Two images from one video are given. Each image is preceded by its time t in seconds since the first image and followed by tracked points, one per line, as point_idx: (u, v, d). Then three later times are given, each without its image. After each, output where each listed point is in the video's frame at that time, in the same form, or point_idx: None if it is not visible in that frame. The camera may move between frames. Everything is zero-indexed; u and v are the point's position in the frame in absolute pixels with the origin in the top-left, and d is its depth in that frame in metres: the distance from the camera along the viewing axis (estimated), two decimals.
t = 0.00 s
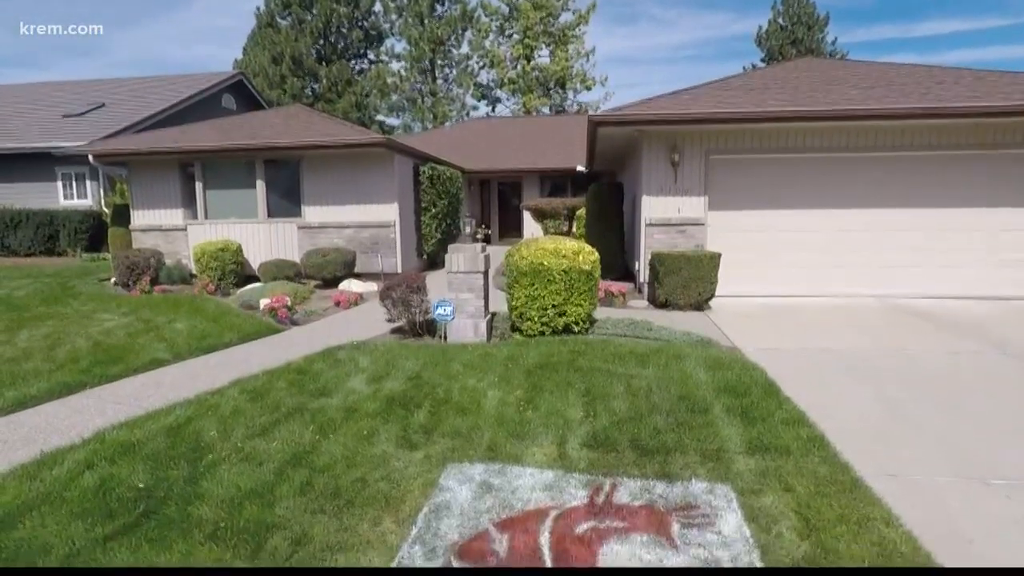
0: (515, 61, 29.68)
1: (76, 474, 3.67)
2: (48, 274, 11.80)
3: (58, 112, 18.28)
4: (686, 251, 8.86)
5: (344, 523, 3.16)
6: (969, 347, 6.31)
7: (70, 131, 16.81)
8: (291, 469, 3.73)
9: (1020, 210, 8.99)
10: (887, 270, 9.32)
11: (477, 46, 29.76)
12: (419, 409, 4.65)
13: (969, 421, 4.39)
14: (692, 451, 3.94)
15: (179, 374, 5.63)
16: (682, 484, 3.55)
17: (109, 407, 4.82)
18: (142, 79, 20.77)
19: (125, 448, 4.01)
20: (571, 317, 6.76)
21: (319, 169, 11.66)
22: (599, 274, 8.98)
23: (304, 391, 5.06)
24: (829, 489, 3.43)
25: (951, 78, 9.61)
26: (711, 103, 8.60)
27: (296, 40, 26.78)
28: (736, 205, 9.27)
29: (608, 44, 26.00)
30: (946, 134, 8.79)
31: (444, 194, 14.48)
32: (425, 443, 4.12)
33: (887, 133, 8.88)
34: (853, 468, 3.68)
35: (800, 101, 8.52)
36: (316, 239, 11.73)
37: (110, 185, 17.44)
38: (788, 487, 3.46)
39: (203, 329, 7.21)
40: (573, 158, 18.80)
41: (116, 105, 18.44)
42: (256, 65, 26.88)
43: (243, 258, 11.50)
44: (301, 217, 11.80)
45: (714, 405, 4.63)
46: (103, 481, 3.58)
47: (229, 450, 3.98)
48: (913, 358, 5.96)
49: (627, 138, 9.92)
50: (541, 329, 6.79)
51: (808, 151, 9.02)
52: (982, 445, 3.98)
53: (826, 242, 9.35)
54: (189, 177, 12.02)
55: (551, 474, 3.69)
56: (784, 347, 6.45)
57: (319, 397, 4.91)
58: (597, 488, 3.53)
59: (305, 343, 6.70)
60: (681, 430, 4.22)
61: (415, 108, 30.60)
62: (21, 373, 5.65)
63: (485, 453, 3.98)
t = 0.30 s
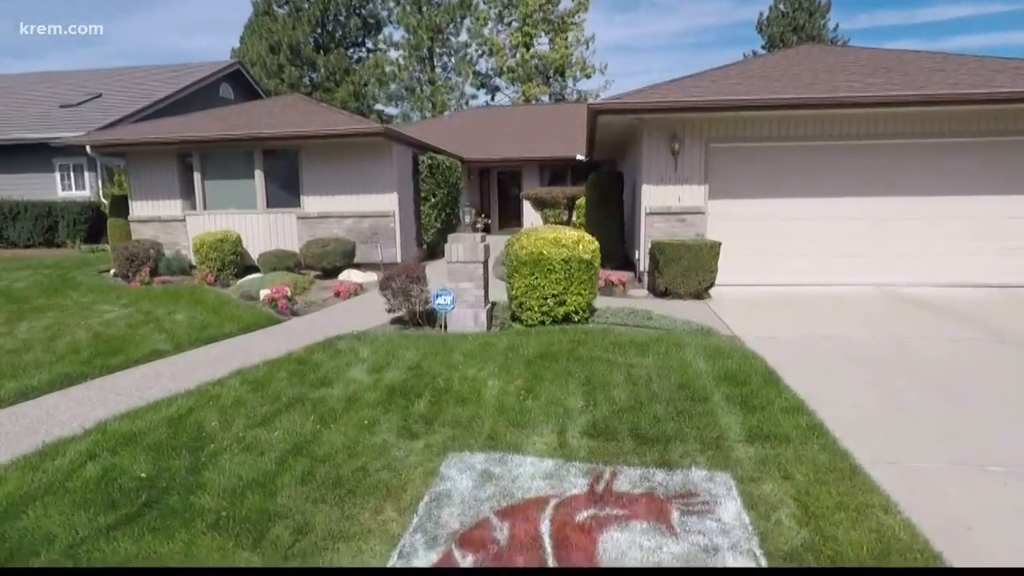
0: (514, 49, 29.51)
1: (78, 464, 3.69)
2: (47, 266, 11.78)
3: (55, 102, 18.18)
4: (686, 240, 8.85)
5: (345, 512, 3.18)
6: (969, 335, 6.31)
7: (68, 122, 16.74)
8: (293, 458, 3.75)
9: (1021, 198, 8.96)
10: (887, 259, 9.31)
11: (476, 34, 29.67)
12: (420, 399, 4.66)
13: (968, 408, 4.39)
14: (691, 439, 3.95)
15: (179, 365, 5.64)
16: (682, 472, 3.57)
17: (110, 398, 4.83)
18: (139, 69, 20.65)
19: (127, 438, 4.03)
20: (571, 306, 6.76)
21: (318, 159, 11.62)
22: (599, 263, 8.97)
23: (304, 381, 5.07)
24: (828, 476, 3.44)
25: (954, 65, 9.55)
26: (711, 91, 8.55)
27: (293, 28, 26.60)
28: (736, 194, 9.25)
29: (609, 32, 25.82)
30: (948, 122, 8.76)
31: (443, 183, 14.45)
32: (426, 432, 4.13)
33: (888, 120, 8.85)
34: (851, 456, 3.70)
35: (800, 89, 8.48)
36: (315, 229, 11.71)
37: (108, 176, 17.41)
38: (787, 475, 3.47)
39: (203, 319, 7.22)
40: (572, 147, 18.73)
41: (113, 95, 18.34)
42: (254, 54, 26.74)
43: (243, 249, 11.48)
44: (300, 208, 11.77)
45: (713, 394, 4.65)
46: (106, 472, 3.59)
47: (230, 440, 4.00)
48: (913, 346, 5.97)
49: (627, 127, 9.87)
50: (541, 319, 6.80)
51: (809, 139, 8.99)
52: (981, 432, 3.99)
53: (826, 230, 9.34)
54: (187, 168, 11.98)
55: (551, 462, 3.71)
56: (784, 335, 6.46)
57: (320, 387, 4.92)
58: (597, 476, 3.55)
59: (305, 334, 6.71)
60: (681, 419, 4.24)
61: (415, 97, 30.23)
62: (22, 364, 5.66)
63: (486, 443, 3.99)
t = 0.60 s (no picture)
0: (513, 36, 29.29)
1: (80, 454, 3.70)
2: (46, 257, 11.78)
3: (52, 92, 18.09)
4: (687, 228, 8.83)
5: (346, 501, 3.20)
6: (969, 323, 6.30)
7: (65, 112, 16.67)
8: (294, 448, 3.76)
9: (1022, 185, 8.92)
10: (887, 247, 9.30)
11: (475, 21, 29.71)
12: (420, 388, 4.68)
13: (967, 395, 4.41)
14: (690, 427, 3.97)
15: (180, 355, 5.65)
16: (682, 460, 3.58)
17: (111, 389, 4.85)
18: (136, 58, 20.51)
19: (129, 428, 4.05)
20: (571, 295, 6.76)
21: (316, 148, 11.58)
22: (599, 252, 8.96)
23: (305, 371, 5.08)
24: (828, 464, 3.45)
25: (957, 51, 9.46)
26: (711, 78, 8.49)
27: (290, 16, 26.39)
28: (736, 182, 9.22)
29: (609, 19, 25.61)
30: (949, 109, 8.70)
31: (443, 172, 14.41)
32: (426, 421, 4.15)
33: (889, 108, 8.79)
34: (850, 444, 3.71)
35: (801, 76, 8.42)
36: (315, 219, 11.69)
37: (106, 166, 17.37)
38: (786, 463, 3.48)
39: (203, 310, 7.22)
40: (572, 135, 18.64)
41: (110, 85, 18.24)
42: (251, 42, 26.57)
43: (243, 239, 11.47)
44: (299, 198, 11.74)
45: (713, 382, 4.66)
46: (108, 462, 3.61)
47: (232, 430, 4.01)
48: (912, 334, 5.97)
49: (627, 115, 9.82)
50: (541, 308, 6.80)
51: (809, 126, 8.94)
52: (981, 420, 4.00)
53: (826, 218, 9.32)
54: (186, 158, 11.94)
55: (551, 451, 3.72)
56: (783, 324, 6.47)
57: (320, 377, 4.94)
58: (597, 464, 3.56)
59: (305, 324, 6.72)
60: (681, 407, 4.25)
61: (413, 85, 30.29)
62: (22, 355, 5.67)
63: (486, 431, 4.00)
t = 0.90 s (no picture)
0: (512, 24, 29.08)
1: (83, 444, 3.72)
2: (45, 248, 11.77)
3: (48, 82, 17.99)
4: (687, 217, 8.81)
5: (348, 489, 3.21)
6: (968, 311, 6.31)
7: (61, 102, 16.59)
8: (295, 437, 3.78)
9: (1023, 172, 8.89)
10: (887, 234, 9.28)
11: (474, 8, 29.87)
12: (420, 377, 4.69)
13: (966, 383, 4.42)
14: (690, 415, 3.98)
15: (180, 346, 5.66)
16: (682, 448, 3.59)
17: (112, 379, 4.86)
18: (132, 47, 20.37)
19: (130, 419, 4.06)
20: (571, 285, 6.76)
21: (315, 138, 11.54)
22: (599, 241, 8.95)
23: (305, 361, 5.09)
24: (827, 452, 3.46)
25: (959, 37, 9.39)
26: (711, 65, 8.44)
27: (288, 4, 26.17)
28: (736, 170, 9.19)
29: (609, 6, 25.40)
30: (950, 96, 8.65)
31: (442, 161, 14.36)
32: (427, 410, 4.16)
33: (890, 95, 8.75)
34: (849, 431, 3.73)
35: (802, 63, 8.37)
36: (314, 209, 11.66)
37: (103, 156, 17.32)
38: (786, 450, 3.50)
39: (203, 300, 7.22)
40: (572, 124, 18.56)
41: (106, 74, 18.13)
42: (248, 31, 26.37)
43: (241, 229, 11.45)
44: (298, 187, 11.71)
45: (713, 370, 4.67)
46: (110, 452, 3.63)
47: (233, 420, 4.03)
48: (912, 321, 5.98)
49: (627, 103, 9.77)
50: (541, 297, 6.80)
51: (809, 114, 8.90)
52: (980, 407, 4.02)
53: (826, 206, 9.29)
54: (184, 148, 11.90)
55: (551, 439, 3.74)
56: (783, 312, 6.48)
57: (321, 367, 4.95)
58: (597, 452, 3.57)
59: (305, 314, 6.73)
60: (681, 395, 4.26)
61: (412, 73, 30.16)
62: (23, 346, 5.68)
63: (487, 420, 4.02)
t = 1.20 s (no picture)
0: (511, 10, 28.81)
1: (84, 434, 3.74)
2: (44, 238, 11.76)
3: (44, 71, 17.87)
4: (687, 204, 8.78)
5: (349, 478, 3.23)
6: (967, 298, 6.30)
7: (58, 91, 16.48)
8: (296, 426, 3.79)
9: None
10: (887, 222, 9.26)
11: None
12: (421, 366, 4.69)
13: (965, 369, 4.43)
14: (690, 402, 3.99)
15: (180, 336, 5.67)
16: (681, 435, 3.60)
17: (113, 369, 4.87)
18: (128, 35, 20.22)
19: (132, 408, 4.08)
20: (571, 273, 6.76)
21: (314, 126, 11.48)
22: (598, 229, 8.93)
23: (305, 350, 5.10)
24: (826, 438, 3.48)
25: (962, 22, 9.30)
26: (712, 51, 8.37)
27: None
28: (737, 157, 9.15)
29: None
30: (952, 81, 8.59)
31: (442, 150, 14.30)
32: (428, 399, 4.17)
33: (892, 81, 8.68)
34: (849, 418, 3.73)
35: (804, 49, 8.29)
36: (313, 198, 11.63)
37: (101, 146, 17.25)
38: (785, 437, 3.51)
39: (203, 290, 7.22)
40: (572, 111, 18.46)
41: (102, 63, 18.01)
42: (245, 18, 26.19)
43: (240, 218, 11.43)
44: (296, 176, 11.68)
45: (713, 358, 4.68)
46: (111, 441, 3.64)
47: (234, 409, 4.04)
48: (912, 308, 5.99)
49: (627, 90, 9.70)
50: (540, 286, 6.80)
51: (810, 100, 8.84)
52: (979, 393, 4.03)
53: (827, 193, 9.26)
54: (182, 137, 11.85)
55: (551, 427, 3.75)
56: (782, 300, 6.49)
57: (321, 356, 4.96)
58: (597, 440, 3.59)
59: (305, 303, 6.73)
60: (681, 383, 4.28)
61: (411, 61, 30.09)
62: (23, 337, 5.69)
63: (487, 409, 4.02)
